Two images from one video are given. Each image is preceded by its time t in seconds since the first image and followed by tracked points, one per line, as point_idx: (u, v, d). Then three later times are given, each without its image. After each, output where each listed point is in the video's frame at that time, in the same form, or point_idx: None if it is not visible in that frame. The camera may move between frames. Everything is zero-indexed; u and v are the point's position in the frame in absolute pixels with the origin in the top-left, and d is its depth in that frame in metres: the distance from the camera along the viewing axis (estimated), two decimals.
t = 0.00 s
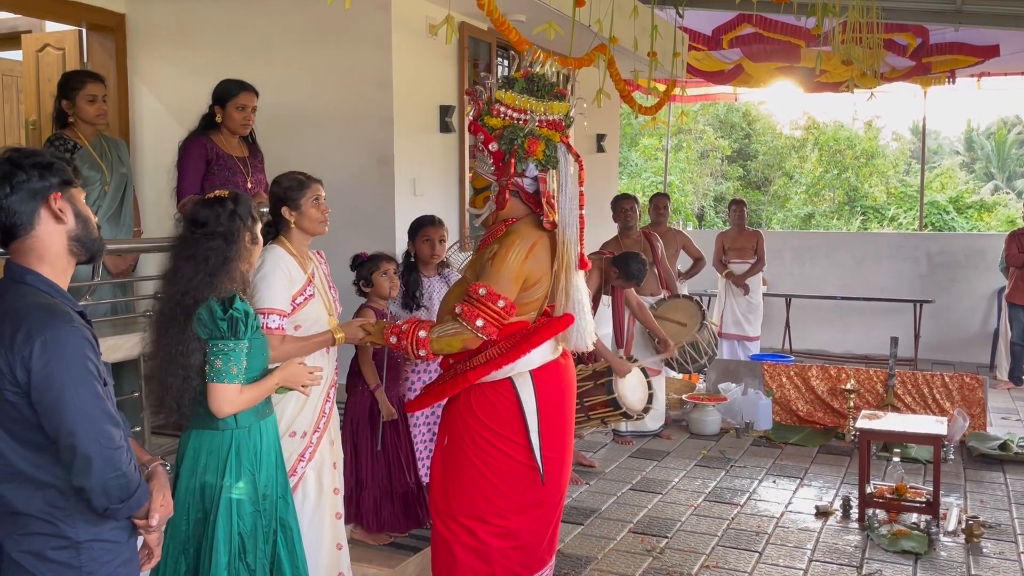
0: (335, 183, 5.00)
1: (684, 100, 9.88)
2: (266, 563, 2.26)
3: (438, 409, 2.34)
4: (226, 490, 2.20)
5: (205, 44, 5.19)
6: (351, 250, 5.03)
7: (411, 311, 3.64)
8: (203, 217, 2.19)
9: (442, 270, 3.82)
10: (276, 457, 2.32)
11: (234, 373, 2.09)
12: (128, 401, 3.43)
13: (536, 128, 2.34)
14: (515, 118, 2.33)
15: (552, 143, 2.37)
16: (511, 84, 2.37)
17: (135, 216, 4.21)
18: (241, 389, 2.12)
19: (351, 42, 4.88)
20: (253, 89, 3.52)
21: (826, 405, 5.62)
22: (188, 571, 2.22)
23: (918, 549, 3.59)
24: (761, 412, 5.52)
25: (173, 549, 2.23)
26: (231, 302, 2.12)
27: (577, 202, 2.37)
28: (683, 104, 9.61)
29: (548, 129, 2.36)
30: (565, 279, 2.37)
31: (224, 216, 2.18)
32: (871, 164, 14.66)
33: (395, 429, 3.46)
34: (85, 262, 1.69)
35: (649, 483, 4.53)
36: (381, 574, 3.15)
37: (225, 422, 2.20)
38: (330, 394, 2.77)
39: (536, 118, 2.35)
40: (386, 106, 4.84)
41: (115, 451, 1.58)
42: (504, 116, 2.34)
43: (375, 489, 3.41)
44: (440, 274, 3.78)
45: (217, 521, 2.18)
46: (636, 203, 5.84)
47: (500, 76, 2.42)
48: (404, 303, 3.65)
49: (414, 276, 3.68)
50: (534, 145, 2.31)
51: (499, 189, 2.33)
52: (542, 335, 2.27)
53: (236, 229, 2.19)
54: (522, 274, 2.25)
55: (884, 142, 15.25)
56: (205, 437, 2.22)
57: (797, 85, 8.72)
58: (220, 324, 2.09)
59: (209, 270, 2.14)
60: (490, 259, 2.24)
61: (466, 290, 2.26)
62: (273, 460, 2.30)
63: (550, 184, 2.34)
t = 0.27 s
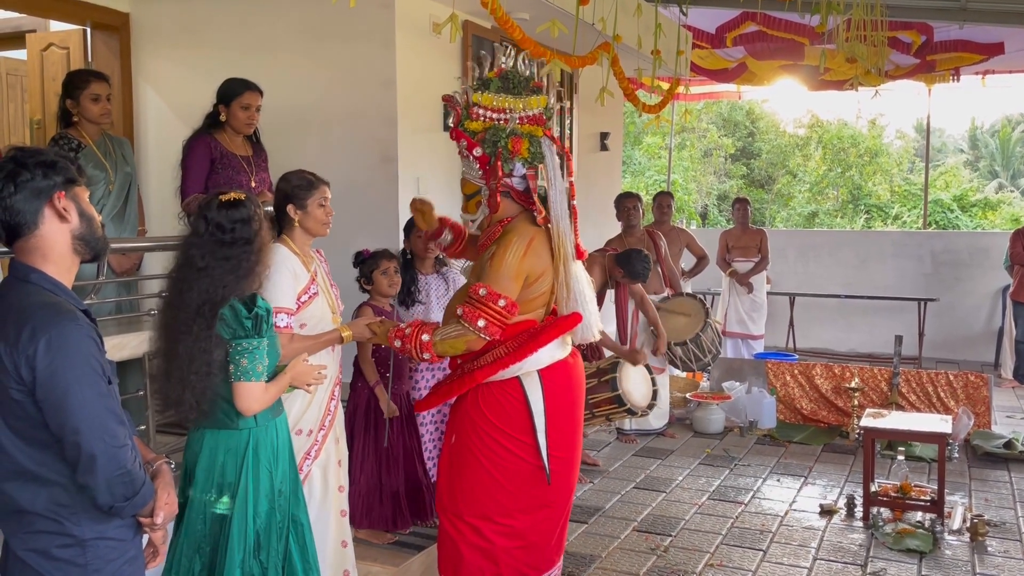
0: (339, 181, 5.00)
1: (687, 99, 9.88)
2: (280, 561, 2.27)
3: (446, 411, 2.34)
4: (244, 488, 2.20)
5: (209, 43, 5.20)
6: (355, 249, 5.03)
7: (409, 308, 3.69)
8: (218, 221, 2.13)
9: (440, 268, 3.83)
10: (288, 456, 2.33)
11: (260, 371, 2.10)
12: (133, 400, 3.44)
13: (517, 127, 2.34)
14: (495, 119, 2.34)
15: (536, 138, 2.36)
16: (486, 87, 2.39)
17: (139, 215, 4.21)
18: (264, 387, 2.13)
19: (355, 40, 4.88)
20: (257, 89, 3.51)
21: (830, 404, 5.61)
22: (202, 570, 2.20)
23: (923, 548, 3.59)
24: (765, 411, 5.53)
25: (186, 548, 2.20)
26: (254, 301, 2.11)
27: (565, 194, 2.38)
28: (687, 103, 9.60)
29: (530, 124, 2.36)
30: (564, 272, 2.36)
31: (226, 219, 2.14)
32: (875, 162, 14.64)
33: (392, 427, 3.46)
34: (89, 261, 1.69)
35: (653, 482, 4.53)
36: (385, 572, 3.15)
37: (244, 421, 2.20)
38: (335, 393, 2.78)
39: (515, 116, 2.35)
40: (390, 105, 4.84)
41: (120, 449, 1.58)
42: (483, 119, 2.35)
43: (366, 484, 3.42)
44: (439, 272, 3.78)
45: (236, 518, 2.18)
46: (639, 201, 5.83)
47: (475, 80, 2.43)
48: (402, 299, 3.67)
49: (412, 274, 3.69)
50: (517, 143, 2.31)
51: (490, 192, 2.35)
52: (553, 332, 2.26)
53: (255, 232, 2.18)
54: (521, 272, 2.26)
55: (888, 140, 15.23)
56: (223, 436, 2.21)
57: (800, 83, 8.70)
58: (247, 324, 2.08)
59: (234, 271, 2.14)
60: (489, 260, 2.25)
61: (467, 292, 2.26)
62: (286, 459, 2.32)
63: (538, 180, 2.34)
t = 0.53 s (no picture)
0: (343, 180, 5.00)
1: (691, 97, 9.87)
2: (295, 558, 2.28)
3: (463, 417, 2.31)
4: (264, 486, 2.21)
5: (212, 42, 5.21)
6: (359, 248, 5.03)
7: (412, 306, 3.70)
8: (226, 218, 2.14)
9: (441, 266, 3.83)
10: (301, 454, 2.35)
11: (287, 368, 2.16)
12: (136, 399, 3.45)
13: (460, 134, 2.31)
14: (436, 136, 2.32)
15: (483, 135, 2.33)
16: (414, 110, 2.37)
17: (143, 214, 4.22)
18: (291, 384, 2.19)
19: (358, 39, 4.88)
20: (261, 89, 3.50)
21: (834, 403, 5.60)
22: (218, 569, 2.20)
23: (927, 546, 3.58)
24: (769, 409, 5.55)
25: (202, 548, 2.20)
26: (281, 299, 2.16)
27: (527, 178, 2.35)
28: (690, 101, 9.60)
29: (470, 125, 2.32)
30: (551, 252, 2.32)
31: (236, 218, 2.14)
32: (879, 160, 14.62)
33: (389, 425, 3.46)
34: (94, 260, 1.70)
35: (656, 481, 4.53)
36: (389, 571, 3.15)
37: (265, 418, 2.22)
38: (339, 390, 2.79)
39: (453, 124, 2.33)
40: (393, 104, 4.84)
41: (125, 448, 1.58)
42: (424, 141, 2.33)
43: (359, 480, 3.44)
44: (440, 271, 3.78)
45: (256, 517, 2.19)
46: (643, 200, 5.83)
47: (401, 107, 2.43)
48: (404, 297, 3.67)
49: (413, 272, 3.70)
50: (468, 149, 2.29)
51: (462, 205, 2.34)
52: (570, 317, 2.26)
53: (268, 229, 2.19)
54: (515, 267, 2.24)
55: (892, 138, 15.20)
56: (243, 435, 2.21)
57: (804, 81, 8.67)
58: (278, 323, 2.13)
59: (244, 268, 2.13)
60: (480, 265, 2.24)
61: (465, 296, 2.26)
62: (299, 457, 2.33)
63: (500, 176, 2.32)
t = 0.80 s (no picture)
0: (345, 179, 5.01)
1: (694, 95, 9.86)
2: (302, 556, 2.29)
3: (468, 425, 2.28)
4: (273, 485, 2.22)
5: (215, 41, 5.21)
6: (361, 247, 5.04)
7: (414, 303, 3.71)
8: (219, 212, 2.14)
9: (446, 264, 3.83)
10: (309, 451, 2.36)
11: (300, 364, 2.17)
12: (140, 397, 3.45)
13: (411, 142, 2.33)
14: (392, 153, 2.36)
15: (434, 133, 2.34)
16: (360, 140, 2.42)
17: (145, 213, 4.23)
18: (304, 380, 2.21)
19: (360, 38, 4.89)
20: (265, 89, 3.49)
21: (837, 401, 5.59)
22: (227, 567, 2.21)
23: (930, 545, 3.58)
24: (772, 408, 5.55)
25: (211, 548, 2.21)
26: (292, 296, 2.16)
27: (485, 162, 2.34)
28: (693, 99, 9.59)
29: (417, 129, 2.35)
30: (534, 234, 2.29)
31: (235, 213, 2.14)
32: (882, 159, 14.59)
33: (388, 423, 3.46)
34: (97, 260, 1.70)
35: (659, 479, 4.53)
36: (391, 569, 3.16)
37: (275, 416, 2.23)
38: (341, 390, 2.79)
39: (404, 132, 2.36)
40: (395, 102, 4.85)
41: (128, 446, 1.59)
42: (383, 163, 2.38)
43: (358, 477, 3.44)
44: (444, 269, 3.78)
45: (266, 515, 2.20)
46: (645, 198, 5.83)
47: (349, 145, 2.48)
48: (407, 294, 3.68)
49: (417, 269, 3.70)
50: (425, 152, 2.30)
51: (440, 209, 2.33)
52: (566, 310, 2.25)
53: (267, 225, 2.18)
54: (500, 265, 2.22)
55: (895, 136, 15.18)
56: (252, 433, 2.21)
57: (807, 79, 8.65)
58: (291, 320, 2.13)
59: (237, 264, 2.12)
60: (466, 267, 2.23)
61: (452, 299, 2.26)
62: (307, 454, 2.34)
63: (462, 171, 2.32)
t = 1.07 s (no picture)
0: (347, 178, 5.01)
1: (696, 94, 9.85)
2: (304, 555, 2.29)
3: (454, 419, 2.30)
4: (275, 484, 2.22)
5: (217, 40, 5.21)
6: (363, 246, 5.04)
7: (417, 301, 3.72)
8: (223, 210, 2.16)
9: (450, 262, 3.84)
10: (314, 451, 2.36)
11: (298, 362, 2.18)
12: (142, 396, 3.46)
13: (419, 126, 2.34)
14: (397, 134, 2.38)
15: (442, 123, 2.35)
16: (370, 115, 2.44)
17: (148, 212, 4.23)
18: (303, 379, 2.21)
19: (362, 37, 4.88)
20: (268, 88, 3.50)
21: (839, 400, 5.59)
22: (229, 565, 2.22)
23: (932, 545, 3.58)
24: (774, 407, 5.54)
25: (214, 546, 2.22)
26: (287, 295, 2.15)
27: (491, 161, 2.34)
28: (695, 98, 9.59)
29: (427, 116, 2.35)
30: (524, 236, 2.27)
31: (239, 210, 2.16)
32: (884, 157, 14.58)
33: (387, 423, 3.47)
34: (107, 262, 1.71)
35: (661, 479, 4.53)
36: (393, 568, 3.16)
37: (278, 416, 2.22)
38: (342, 390, 2.79)
39: (412, 117, 2.37)
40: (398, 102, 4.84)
41: (135, 448, 1.59)
42: (387, 141, 2.39)
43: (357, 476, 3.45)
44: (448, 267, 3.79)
45: (267, 515, 2.20)
46: (648, 197, 5.83)
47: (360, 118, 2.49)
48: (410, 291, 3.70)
49: (420, 268, 3.71)
50: (428, 139, 2.31)
51: (433, 197, 2.34)
52: (547, 308, 2.20)
53: (268, 224, 2.17)
54: (486, 261, 2.21)
55: (898, 135, 15.15)
56: (255, 432, 2.21)
57: (810, 78, 8.64)
58: (285, 318, 2.12)
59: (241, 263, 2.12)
60: (451, 260, 2.23)
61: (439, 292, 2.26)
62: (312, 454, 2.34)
63: (464, 163, 2.31)
